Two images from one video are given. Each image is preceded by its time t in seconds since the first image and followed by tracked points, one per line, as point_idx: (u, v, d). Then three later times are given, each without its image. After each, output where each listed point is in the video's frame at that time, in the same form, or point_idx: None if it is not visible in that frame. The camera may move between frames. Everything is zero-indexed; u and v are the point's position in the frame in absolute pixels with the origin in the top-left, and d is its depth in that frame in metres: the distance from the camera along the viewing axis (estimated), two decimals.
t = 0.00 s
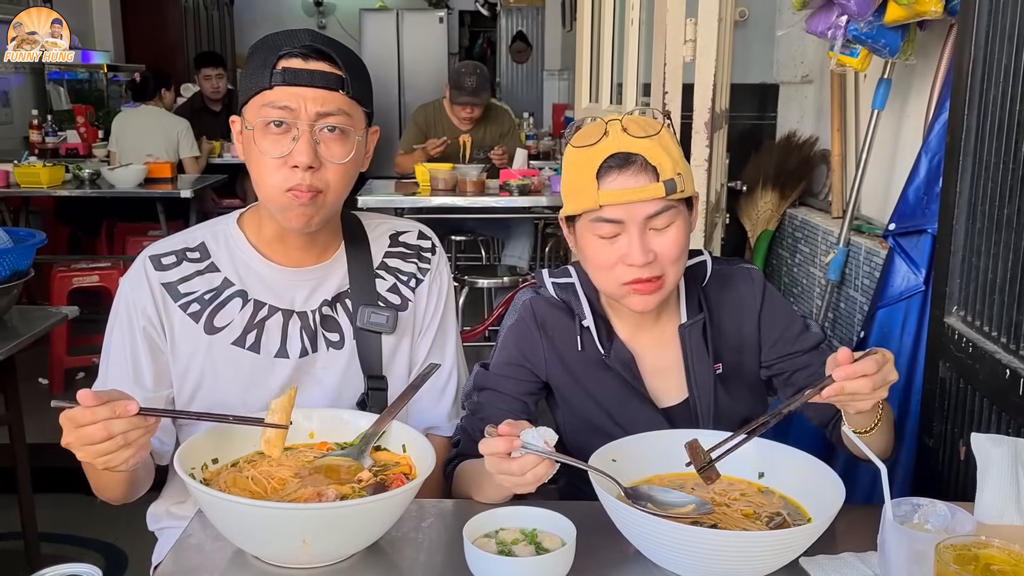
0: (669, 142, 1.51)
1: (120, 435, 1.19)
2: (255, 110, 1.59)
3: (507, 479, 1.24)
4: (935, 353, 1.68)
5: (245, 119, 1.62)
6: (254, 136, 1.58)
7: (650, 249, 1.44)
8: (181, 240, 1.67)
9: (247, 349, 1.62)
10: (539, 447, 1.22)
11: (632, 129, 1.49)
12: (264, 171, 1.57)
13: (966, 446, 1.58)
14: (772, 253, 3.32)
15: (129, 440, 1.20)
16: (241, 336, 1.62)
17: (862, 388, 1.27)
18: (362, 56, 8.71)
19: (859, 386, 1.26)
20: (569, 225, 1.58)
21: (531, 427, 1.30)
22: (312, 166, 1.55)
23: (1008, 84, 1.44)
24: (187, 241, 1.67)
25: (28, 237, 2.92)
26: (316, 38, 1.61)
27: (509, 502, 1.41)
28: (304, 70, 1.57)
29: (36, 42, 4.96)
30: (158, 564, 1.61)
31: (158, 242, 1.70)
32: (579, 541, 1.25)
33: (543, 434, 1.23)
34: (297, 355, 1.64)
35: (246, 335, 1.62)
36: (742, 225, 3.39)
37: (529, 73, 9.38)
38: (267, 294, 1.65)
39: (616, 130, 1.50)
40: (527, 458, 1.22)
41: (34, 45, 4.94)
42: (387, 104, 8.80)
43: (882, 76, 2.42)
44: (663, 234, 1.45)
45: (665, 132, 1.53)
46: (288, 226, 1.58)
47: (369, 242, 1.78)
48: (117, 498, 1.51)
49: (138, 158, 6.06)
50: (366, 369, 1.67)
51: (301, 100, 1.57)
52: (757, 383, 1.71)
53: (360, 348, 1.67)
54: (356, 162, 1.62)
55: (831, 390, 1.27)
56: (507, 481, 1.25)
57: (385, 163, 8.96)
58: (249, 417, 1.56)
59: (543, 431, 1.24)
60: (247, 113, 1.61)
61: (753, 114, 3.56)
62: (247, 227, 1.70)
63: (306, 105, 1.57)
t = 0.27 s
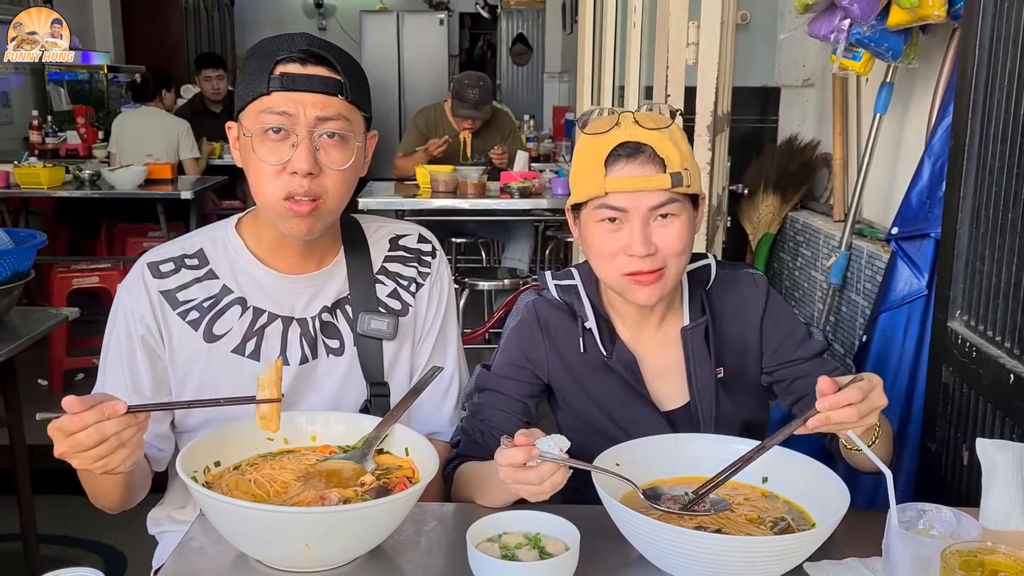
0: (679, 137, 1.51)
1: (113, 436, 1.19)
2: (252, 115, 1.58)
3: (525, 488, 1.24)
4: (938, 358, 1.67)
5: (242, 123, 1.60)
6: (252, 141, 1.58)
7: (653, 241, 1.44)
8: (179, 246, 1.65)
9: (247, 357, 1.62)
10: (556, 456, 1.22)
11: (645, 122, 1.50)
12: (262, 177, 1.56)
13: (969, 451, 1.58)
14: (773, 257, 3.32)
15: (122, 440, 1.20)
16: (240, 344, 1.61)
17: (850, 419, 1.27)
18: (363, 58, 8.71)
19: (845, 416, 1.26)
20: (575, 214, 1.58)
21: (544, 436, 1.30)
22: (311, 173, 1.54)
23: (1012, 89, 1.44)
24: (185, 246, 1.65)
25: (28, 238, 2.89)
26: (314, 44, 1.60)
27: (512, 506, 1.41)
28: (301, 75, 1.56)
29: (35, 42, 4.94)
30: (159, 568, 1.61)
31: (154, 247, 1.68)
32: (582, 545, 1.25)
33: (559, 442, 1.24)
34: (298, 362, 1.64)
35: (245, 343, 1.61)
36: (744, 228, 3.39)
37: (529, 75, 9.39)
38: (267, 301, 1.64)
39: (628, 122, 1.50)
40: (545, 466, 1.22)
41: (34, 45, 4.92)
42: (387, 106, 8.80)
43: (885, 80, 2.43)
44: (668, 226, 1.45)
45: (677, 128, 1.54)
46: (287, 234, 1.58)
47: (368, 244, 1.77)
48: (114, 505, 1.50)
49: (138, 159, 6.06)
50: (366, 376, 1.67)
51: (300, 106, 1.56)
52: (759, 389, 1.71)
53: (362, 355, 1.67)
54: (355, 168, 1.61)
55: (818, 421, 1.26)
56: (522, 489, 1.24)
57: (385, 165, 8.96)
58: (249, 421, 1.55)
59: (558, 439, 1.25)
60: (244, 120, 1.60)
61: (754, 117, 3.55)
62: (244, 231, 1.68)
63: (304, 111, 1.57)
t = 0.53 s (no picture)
0: (683, 145, 1.52)
1: (112, 448, 1.19)
2: (252, 147, 1.53)
3: (533, 488, 1.24)
4: (941, 363, 1.67)
5: (240, 149, 1.56)
6: (251, 174, 1.53)
7: (655, 248, 1.44)
8: (174, 253, 1.65)
9: (243, 362, 1.62)
10: (566, 455, 1.23)
11: (648, 129, 1.51)
12: (265, 212, 1.53)
13: (972, 456, 1.58)
14: (774, 260, 3.32)
15: (120, 454, 1.20)
16: (236, 350, 1.61)
17: (872, 435, 1.27)
18: (364, 60, 8.72)
19: (868, 433, 1.27)
20: (579, 219, 1.59)
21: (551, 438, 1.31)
22: (317, 209, 1.52)
23: (1016, 95, 1.44)
24: (180, 253, 1.65)
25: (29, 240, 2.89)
26: (313, 70, 1.54)
27: (514, 510, 1.41)
28: (303, 108, 1.51)
29: (35, 42, 4.94)
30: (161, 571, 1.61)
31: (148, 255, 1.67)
32: (585, 550, 1.25)
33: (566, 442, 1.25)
34: (296, 366, 1.64)
35: (241, 349, 1.61)
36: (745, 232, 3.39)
37: (531, 78, 9.39)
38: (262, 307, 1.64)
39: (633, 129, 1.51)
40: (555, 466, 1.23)
41: (34, 45, 4.91)
42: (389, 108, 8.81)
43: (887, 84, 2.43)
44: (670, 233, 1.45)
45: (680, 135, 1.54)
46: (286, 253, 1.58)
47: (363, 250, 1.77)
48: (118, 515, 1.51)
49: (139, 161, 6.07)
50: (366, 378, 1.68)
51: (303, 140, 1.51)
52: (761, 394, 1.71)
53: (361, 358, 1.68)
54: (358, 193, 1.59)
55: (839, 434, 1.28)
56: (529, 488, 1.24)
57: (386, 168, 8.97)
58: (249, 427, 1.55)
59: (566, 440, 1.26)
60: (243, 147, 1.55)
61: (756, 121, 3.57)
62: (238, 236, 1.68)
63: (308, 146, 1.51)
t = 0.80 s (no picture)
0: (690, 131, 1.52)
1: (111, 467, 1.18)
2: (248, 176, 1.49)
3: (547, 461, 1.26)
4: (938, 361, 1.68)
5: (234, 175, 1.51)
6: (249, 203, 1.50)
7: (658, 231, 1.46)
8: (161, 258, 1.65)
9: (236, 365, 1.62)
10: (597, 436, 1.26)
11: (656, 116, 1.50)
12: (265, 238, 1.51)
13: (970, 454, 1.58)
14: (773, 260, 3.33)
15: (119, 471, 1.20)
16: (230, 353, 1.61)
17: (885, 423, 1.28)
18: (363, 61, 8.73)
19: (882, 420, 1.28)
20: (584, 205, 1.59)
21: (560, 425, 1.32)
22: (318, 235, 1.50)
23: (1013, 92, 1.44)
24: (166, 258, 1.65)
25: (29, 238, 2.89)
26: (306, 95, 1.50)
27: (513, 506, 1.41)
28: (301, 139, 1.47)
29: (35, 42, 4.94)
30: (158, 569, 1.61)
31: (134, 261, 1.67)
32: (583, 546, 1.25)
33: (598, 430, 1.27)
34: (291, 368, 1.64)
35: (234, 352, 1.62)
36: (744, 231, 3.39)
37: (530, 78, 9.39)
38: (253, 309, 1.64)
39: (639, 117, 1.51)
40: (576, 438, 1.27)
41: (34, 44, 4.92)
42: (388, 108, 8.81)
43: (886, 83, 2.43)
44: (674, 217, 1.46)
45: (687, 123, 1.54)
46: (283, 268, 1.59)
47: (354, 258, 1.76)
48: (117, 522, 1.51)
49: (139, 161, 6.07)
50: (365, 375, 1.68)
51: (303, 171, 1.47)
52: (762, 392, 1.71)
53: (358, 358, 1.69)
54: (353, 214, 1.58)
55: (852, 419, 1.29)
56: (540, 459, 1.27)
57: (385, 168, 8.97)
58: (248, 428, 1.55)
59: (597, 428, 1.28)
60: (237, 174, 1.51)
61: (755, 121, 3.58)
62: (225, 238, 1.68)
63: (307, 175, 1.48)
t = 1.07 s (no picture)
0: (694, 125, 1.53)
1: (121, 469, 1.18)
2: (250, 177, 1.48)
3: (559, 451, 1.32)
4: (938, 360, 1.68)
5: (234, 178, 1.51)
6: (252, 203, 1.50)
7: (663, 224, 1.45)
8: (151, 260, 1.63)
9: (237, 362, 1.62)
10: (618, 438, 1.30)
11: (660, 111, 1.51)
12: (267, 237, 1.51)
13: (969, 453, 1.59)
14: (773, 259, 3.33)
15: (129, 472, 1.19)
16: (229, 351, 1.62)
17: (901, 419, 1.28)
18: (363, 61, 8.73)
19: (897, 417, 1.28)
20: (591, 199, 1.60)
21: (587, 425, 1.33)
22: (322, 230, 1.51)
23: (1013, 91, 1.44)
24: (157, 261, 1.63)
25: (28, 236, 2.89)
26: (304, 94, 1.50)
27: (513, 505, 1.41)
28: (303, 138, 1.47)
29: (35, 42, 4.94)
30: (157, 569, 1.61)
31: (121, 267, 1.65)
32: (582, 545, 1.25)
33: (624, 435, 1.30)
34: (291, 362, 1.66)
35: (234, 350, 1.62)
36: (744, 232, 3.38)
37: (530, 79, 9.40)
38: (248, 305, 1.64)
39: (645, 112, 1.52)
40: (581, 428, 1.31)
41: (34, 45, 4.92)
42: (388, 108, 8.81)
43: (885, 83, 2.43)
44: (680, 210, 1.46)
45: (690, 117, 1.55)
46: (286, 266, 1.60)
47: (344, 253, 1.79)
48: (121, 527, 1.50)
49: (139, 160, 6.07)
50: (359, 368, 1.70)
51: (305, 169, 1.47)
52: (766, 391, 1.71)
53: (353, 352, 1.70)
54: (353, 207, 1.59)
55: (868, 413, 1.29)
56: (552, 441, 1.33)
57: (385, 168, 8.97)
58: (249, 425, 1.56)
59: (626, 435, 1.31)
60: (238, 176, 1.50)
61: (755, 121, 3.56)
62: (216, 238, 1.67)
63: (310, 173, 1.48)
